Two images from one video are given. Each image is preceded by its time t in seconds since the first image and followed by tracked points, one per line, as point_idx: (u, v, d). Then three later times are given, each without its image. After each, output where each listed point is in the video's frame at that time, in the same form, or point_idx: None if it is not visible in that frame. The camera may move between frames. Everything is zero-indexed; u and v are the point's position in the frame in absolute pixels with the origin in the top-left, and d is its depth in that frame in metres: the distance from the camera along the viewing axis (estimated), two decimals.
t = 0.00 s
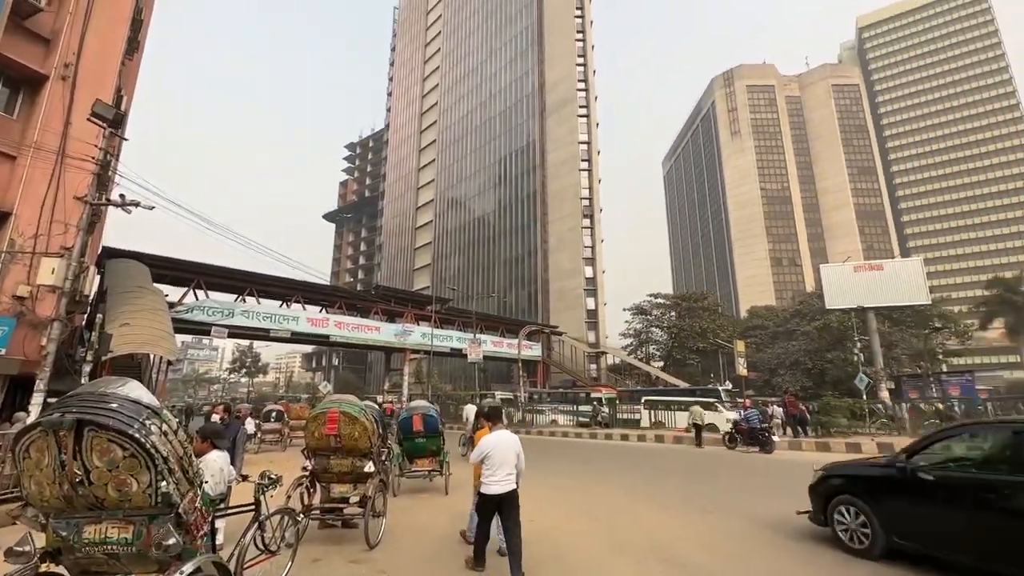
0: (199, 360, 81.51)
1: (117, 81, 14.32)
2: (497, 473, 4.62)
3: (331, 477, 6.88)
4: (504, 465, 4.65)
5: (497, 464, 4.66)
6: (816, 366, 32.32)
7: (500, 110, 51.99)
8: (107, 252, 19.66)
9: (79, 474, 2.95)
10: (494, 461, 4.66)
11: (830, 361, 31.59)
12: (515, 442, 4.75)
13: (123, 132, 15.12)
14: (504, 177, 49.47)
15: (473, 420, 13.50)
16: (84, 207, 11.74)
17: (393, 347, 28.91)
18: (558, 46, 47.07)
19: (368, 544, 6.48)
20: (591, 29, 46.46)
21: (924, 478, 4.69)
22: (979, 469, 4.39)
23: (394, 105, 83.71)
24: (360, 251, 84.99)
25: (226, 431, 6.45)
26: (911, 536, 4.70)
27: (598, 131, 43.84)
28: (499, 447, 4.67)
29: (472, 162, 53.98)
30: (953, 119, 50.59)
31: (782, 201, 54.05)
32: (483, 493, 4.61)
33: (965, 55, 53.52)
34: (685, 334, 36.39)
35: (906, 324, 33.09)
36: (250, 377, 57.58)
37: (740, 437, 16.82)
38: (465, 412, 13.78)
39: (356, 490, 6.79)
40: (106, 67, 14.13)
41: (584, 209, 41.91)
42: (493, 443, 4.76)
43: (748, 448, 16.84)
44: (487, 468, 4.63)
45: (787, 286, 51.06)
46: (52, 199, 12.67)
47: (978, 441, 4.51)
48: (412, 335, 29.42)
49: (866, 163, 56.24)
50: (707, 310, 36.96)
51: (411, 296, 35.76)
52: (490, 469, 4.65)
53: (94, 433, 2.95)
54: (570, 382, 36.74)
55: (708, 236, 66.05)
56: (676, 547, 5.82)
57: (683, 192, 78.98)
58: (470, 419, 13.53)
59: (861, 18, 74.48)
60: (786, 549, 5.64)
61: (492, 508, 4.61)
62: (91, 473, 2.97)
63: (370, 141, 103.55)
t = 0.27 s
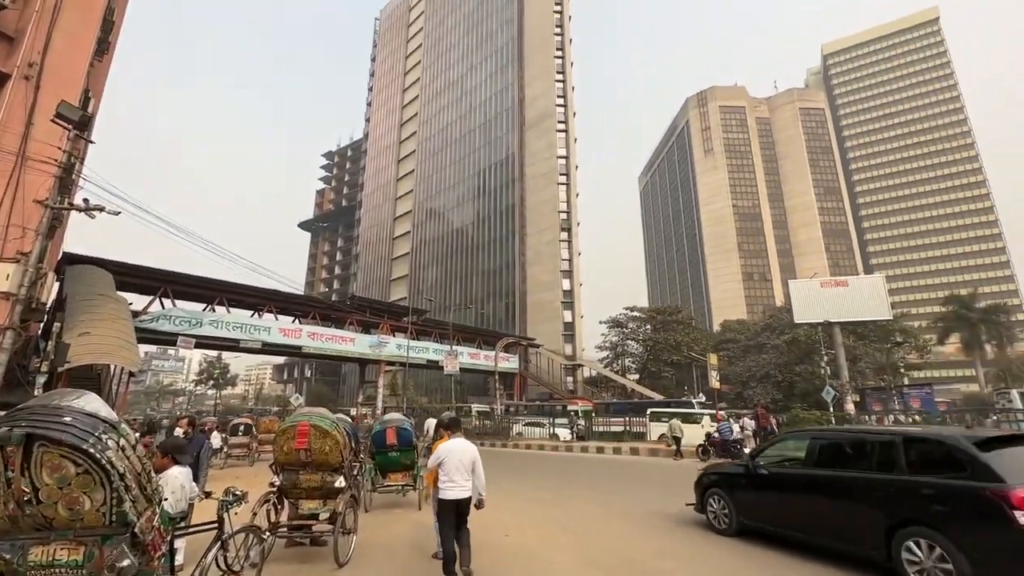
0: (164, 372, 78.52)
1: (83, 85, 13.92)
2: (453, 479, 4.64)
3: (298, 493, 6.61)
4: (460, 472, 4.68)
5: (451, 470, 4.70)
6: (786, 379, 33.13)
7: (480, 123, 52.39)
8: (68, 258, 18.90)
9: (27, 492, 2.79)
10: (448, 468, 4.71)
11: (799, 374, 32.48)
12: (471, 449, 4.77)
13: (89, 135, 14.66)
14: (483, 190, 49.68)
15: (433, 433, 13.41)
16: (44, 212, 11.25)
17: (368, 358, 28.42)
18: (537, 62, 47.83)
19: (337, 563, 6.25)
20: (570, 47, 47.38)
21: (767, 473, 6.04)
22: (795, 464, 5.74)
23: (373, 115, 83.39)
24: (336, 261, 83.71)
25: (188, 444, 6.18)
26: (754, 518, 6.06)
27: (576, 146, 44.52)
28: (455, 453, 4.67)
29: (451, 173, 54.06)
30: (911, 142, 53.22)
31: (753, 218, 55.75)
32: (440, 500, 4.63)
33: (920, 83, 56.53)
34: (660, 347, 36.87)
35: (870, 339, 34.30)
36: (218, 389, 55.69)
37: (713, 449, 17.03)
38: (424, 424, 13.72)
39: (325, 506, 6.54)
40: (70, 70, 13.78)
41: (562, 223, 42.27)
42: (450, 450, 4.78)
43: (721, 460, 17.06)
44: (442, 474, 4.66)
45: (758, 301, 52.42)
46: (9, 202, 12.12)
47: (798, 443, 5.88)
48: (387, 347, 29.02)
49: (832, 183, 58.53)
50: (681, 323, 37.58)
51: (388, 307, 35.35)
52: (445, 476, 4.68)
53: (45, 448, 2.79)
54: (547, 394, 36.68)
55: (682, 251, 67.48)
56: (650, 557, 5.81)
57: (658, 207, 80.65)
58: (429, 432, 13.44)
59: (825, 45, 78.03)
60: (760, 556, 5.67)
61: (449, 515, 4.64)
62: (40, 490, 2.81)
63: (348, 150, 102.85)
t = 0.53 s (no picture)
0: (126, 383, 75.29)
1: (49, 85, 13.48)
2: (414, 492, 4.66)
3: (267, 510, 6.40)
4: (423, 484, 4.69)
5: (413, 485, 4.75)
6: (759, 391, 33.82)
7: (459, 134, 52.60)
8: (26, 262, 18.06)
9: None
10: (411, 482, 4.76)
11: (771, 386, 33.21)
12: (433, 461, 4.78)
13: (52, 136, 14.13)
14: (462, 201, 49.71)
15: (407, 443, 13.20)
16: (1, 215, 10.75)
17: (342, 369, 27.87)
18: (517, 75, 48.44)
19: None
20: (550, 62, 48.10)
21: (656, 475, 7.03)
22: (671, 467, 6.75)
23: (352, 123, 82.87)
24: (311, 270, 82.25)
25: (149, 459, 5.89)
26: (648, 514, 7.02)
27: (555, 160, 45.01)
28: (417, 465, 4.67)
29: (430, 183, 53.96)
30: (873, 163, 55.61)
31: (727, 232, 57.22)
32: (403, 512, 4.62)
33: (882, 107, 59.29)
34: (637, 359, 37.27)
35: (837, 351, 35.35)
36: (184, 401, 53.70)
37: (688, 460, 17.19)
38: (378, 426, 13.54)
39: (294, 522, 6.35)
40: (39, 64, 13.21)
41: (540, 235, 42.51)
42: (413, 463, 4.81)
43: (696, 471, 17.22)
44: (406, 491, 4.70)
45: (732, 314, 53.58)
46: None
47: (673, 450, 6.89)
48: (362, 357, 28.55)
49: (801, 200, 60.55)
50: (657, 335, 38.09)
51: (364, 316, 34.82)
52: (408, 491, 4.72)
53: None
54: (525, 406, 36.50)
55: (659, 264, 68.63)
56: (625, 558, 5.80)
57: (636, 221, 81.99)
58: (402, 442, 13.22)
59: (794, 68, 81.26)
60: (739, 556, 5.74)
61: (413, 527, 4.65)
62: None
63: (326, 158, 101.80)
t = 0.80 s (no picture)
0: (89, 393, 72.19)
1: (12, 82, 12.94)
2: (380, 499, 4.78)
3: (235, 525, 5.96)
4: (391, 491, 4.76)
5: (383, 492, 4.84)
6: (734, 400, 34.36)
7: (441, 143, 52.58)
8: None
9: None
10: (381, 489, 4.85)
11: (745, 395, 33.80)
12: (400, 469, 4.83)
13: (14, 135, 13.54)
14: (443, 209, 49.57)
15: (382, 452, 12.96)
16: None
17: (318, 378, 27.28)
18: (499, 86, 48.76)
19: None
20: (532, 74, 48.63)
21: (576, 479, 8.07)
22: (587, 472, 7.84)
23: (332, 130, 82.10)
24: (287, 277, 80.72)
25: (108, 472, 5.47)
26: (571, 513, 8.02)
27: (536, 170, 45.27)
28: (385, 474, 4.72)
29: (411, 192, 53.70)
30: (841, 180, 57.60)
31: (703, 244, 58.43)
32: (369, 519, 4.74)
33: (849, 126, 61.61)
34: (615, 368, 37.53)
35: (808, 361, 36.25)
36: (150, 411, 51.76)
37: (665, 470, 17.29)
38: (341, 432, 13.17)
39: (264, 537, 5.91)
40: (11, 47, 12.50)
41: (521, 244, 42.59)
42: (380, 470, 4.85)
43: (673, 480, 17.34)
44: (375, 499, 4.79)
45: (708, 324, 54.54)
46: None
47: (590, 457, 7.94)
48: (339, 366, 28.02)
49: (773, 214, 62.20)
50: (635, 345, 38.46)
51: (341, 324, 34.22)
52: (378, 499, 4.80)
53: None
54: (504, 416, 36.24)
55: (637, 274, 69.53)
56: (606, 564, 5.74)
57: (615, 232, 83.05)
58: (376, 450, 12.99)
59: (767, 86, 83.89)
60: (715, 563, 5.73)
61: (379, 532, 4.79)
62: None
63: (305, 164, 100.52)
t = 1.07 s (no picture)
0: (53, 402, 69.45)
1: None
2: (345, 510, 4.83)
3: (204, 539, 5.69)
4: (355, 503, 4.86)
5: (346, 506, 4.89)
6: (712, 408, 34.80)
7: (423, 150, 52.46)
8: None
9: None
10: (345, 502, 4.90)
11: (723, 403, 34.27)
12: (366, 481, 4.91)
13: None
14: (425, 216, 49.32)
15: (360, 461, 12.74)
16: None
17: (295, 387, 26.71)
18: (482, 95, 48.98)
19: None
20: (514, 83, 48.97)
21: (515, 484, 9.04)
22: (524, 477, 8.77)
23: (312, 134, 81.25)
24: (265, 283, 79.20)
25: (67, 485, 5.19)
26: (511, 514, 9.00)
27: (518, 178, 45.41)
28: (351, 486, 4.80)
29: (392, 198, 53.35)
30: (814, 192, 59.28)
31: (683, 254, 59.43)
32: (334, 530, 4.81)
33: (822, 141, 63.57)
34: (596, 376, 37.71)
35: (784, 369, 36.98)
36: (118, 421, 49.96)
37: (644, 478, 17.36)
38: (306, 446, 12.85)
39: (235, 552, 5.69)
40: None
41: (503, 252, 42.59)
42: (345, 482, 4.90)
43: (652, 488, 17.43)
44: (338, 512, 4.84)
45: (687, 332, 55.31)
46: None
47: (525, 464, 8.92)
48: (317, 375, 27.51)
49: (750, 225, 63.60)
50: (616, 353, 38.73)
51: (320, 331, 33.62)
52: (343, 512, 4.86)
53: None
54: (485, 424, 35.97)
55: (618, 283, 70.25)
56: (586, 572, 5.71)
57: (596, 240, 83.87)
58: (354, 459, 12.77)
59: (743, 100, 86.06)
60: (692, 568, 5.76)
61: (343, 544, 4.84)
62: None
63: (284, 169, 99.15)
